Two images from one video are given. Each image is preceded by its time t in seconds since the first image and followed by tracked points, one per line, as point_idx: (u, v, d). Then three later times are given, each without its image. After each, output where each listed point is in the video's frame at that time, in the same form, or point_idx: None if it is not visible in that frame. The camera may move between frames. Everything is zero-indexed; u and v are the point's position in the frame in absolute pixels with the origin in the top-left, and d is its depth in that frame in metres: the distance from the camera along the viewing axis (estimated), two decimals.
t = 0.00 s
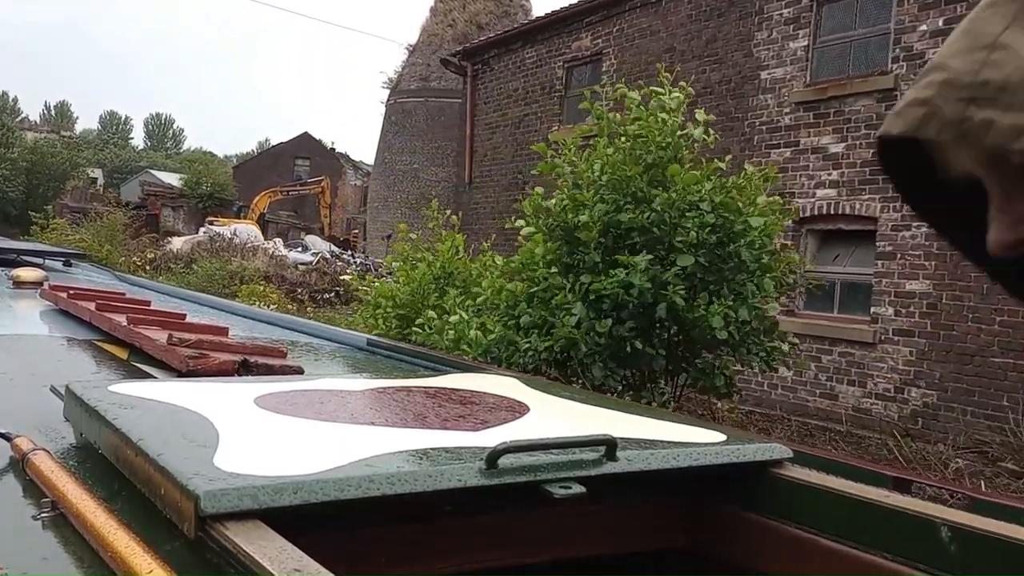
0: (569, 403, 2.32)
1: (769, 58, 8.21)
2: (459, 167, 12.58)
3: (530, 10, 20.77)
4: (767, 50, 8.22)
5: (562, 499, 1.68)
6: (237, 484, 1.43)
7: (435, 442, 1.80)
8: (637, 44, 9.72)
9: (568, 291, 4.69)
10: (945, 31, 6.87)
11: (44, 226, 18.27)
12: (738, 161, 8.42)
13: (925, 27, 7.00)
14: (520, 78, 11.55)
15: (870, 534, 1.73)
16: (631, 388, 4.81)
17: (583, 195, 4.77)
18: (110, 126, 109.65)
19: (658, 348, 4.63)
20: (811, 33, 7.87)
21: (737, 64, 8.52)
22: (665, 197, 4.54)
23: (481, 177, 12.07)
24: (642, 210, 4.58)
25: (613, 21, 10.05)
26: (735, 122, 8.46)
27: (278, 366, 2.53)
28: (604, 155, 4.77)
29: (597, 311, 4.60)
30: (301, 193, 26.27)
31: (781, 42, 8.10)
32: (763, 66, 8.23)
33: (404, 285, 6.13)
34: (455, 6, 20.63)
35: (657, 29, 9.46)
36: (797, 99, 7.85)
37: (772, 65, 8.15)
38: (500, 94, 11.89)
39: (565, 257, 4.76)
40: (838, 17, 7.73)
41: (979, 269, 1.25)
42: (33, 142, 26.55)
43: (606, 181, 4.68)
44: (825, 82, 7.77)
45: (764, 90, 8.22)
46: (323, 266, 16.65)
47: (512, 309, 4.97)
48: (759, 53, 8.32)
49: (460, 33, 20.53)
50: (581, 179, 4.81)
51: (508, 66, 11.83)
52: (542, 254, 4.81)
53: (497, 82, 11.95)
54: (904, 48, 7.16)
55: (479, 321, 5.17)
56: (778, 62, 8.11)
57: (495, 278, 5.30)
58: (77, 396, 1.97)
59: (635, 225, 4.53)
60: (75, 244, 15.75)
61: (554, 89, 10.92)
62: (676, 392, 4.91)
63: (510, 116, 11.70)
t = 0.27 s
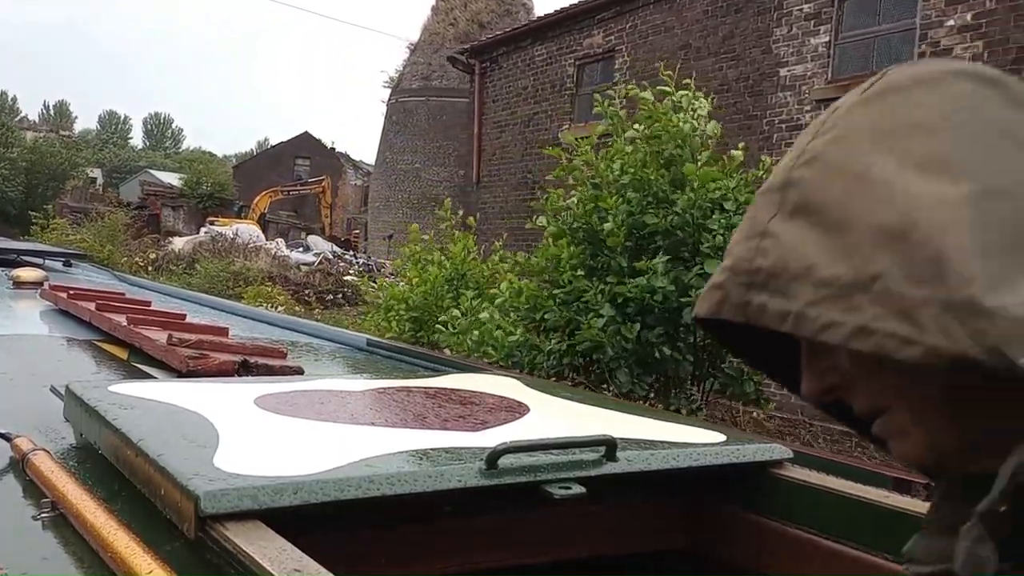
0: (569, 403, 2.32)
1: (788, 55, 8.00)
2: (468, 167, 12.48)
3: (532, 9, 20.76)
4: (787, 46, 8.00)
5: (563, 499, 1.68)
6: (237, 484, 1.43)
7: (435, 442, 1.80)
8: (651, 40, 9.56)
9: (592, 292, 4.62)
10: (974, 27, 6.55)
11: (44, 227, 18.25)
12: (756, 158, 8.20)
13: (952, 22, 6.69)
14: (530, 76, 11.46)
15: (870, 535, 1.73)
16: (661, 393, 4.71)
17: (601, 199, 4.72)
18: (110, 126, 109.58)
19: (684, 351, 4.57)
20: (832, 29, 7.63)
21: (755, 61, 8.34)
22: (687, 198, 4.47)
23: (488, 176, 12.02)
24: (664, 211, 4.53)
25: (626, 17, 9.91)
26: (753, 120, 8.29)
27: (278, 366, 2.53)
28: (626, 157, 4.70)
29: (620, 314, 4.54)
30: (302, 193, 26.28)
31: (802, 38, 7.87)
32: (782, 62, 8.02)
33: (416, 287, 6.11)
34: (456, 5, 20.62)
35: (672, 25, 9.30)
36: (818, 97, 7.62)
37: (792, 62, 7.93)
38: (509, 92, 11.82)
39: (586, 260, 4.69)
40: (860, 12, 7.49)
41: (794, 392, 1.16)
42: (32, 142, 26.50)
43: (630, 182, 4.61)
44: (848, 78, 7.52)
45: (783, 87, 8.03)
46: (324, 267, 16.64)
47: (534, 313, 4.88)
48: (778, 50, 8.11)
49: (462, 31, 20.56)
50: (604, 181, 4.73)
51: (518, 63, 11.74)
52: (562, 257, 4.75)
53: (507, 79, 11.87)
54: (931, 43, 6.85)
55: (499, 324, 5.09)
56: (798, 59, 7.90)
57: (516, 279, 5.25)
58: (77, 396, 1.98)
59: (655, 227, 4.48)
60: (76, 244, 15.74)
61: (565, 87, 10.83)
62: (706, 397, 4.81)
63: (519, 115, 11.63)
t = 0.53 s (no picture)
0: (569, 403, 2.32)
1: (807, 52, 8.14)
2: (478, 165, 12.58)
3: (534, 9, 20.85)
4: (807, 43, 8.12)
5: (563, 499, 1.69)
6: (237, 484, 1.43)
7: (435, 442, 1.80)
8: (666, 37, 9.66)
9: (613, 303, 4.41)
10: (1003, 22, 6.72)
11: (44, 227, 18.24)
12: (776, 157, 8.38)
13: (980, 18, 6.86)
14: (541, 73, 11.51)
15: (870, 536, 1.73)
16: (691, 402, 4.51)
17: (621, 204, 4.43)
18: (110, 126, 109.53)
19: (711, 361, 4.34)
20: (854, 26, 7.78)
21: (774, 58, 8.45)
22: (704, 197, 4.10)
23: (499, 175, 12.11)
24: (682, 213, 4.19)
25: (640, 14, 9.99)
26: (773, 118, 8.44)
27: (278, 366, 2.53)
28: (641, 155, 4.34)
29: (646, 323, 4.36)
30: (303, 193, 26.31)
31: (823, 34, 8.00)
32: (802, 59, 8.16)
33: (431, 288, 6.04)
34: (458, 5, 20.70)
35: (687, 22, 9.39)
36: (841, 94, 7.81)
37: (812, 58, 8.07)
38: (519, 89, 11.86)
39: (608, 268, 4.47)
40: (884, 10, 7.65)
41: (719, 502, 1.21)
42: (32, 141, 26.45)
43: (648, 182, 4.28)
44: (871, 75, 7.69)
45: (803, 85, 8.18)
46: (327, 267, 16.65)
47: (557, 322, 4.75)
48: (797, 47, 8.23)
49: (464, 30, 20.61)
50: (619, 180, 4.44)
51: (529, 60, 11.80)
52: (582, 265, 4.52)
53: (516, 77, 11.93)
54: (959, 39, 7.03)
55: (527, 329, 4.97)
56: (819, 56, 8.03)
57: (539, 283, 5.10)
58: (77, 396, 1.98)
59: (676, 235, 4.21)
60: (78, 244, 15.74)
61: (576, 84, 10.90)
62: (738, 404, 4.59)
63: (529, 113, 11.66)
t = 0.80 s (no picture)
0: (569, 403, 2.31)
1: (829, 49, 7.68)
2: (486, 167, 12.16)
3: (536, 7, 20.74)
4: (829, 39, 7.66)
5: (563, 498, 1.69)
6: (237, 483, 1.43)
7: (435, 441, 1.80)
8: (679, 35, 9.24)
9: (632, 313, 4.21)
10: None
11: (44, 227, 18.19)
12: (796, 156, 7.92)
13: (1011, 13, 6.46)
14: (549, 71, 11.10)
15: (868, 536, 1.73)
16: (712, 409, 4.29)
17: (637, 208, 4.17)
18: (108, 125, 109.18)
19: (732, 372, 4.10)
20: (878, 22, 7.35)
21: (793, 55, 7.98)
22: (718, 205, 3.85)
23: (507, 178, 11.66)
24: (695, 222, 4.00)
25: (653, 10, 9.58)
26: (792, 116, 7.96)
27: (278, 366, 2.53)
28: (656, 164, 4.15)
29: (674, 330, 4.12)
30: (304, 193, 26.24)
31: (846, 30, 7.55)
32: (823, 56, 7.70)
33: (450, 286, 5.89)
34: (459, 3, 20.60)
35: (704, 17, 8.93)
36: (863, 93, 7.37)
37: (834, 55, 7.62)
38: (528, 88, 11.43)
39: (629, 275, 4.19)
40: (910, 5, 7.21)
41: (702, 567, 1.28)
42: (30, 140, 26.32)
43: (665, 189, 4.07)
44: (896, 73, 7.26)
45: (824, 83, 7.71)
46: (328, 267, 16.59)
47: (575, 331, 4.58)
48: (819, 43, 7.77)
49: (465, 30, 20.54)
50: (633, 189, 4.19)
51: (539, 58, 11.35)
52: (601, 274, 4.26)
53: (526, 75, 11.49)
54: (988, 35, 6.61)
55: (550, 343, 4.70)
56: (841, 52, 7.59)
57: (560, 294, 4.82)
58: (77, 396, 1.98)
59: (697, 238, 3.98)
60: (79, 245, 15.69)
61: (587, 83, 10.50)
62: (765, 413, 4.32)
63: (538, 112, 11.24)
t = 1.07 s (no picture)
0: (570, 403, 2.31)
1: (852, 46, 7.43)
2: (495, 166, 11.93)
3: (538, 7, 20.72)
4: (851, 37, 7.42)
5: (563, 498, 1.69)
6: (237, 483, 1.43)
7: (435, 441, 1.80)
8: (696, 32, 8.98)
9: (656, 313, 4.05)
10: None
11: (45, 227, 18.17)
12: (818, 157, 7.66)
13: None
14: (561, 70, 10.82)
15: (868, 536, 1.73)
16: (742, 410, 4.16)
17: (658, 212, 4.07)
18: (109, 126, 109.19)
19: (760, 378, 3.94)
20: (903, 19, 7.10)
21: (815, 54, 7.73)
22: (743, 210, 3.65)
23: (516, 177, 11.39)
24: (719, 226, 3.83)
25: (669, 7, 9.32)
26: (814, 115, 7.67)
27: (278, 366, 2.53)
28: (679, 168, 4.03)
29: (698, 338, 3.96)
30: (305, 193, 26.24)
31: (868, 27, 7.31)
32: (845, 54, 7.46)
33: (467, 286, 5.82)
34: (461, 3, 20.57)
35: (721, 15, 8.67)
36: (886, 90, 7.11)
37: (857, 53, 7.37)
38: (539, 87, 11.16)
39: (653, 282, 4.06)
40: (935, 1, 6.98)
41: None
42: (29, 139, 26.23)
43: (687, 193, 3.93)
44: (921, 70, 7.01)
45: (846, 81, 7.46)
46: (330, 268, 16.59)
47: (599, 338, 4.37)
48: (841, 40, 7.52)
49: (467, 29, 20.50)
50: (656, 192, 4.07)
51: (550, 57, 11.05)
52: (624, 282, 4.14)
53: (536, 74, 11.21)
54: (1018, 31, 6.39)
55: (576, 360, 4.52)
56: (864, 49, 7.34)
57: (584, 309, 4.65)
58: (77, 396, 1.98)
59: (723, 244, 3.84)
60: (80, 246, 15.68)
61: (599, 82, 10.22)
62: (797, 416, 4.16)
63: (548, 111, 10.96)
